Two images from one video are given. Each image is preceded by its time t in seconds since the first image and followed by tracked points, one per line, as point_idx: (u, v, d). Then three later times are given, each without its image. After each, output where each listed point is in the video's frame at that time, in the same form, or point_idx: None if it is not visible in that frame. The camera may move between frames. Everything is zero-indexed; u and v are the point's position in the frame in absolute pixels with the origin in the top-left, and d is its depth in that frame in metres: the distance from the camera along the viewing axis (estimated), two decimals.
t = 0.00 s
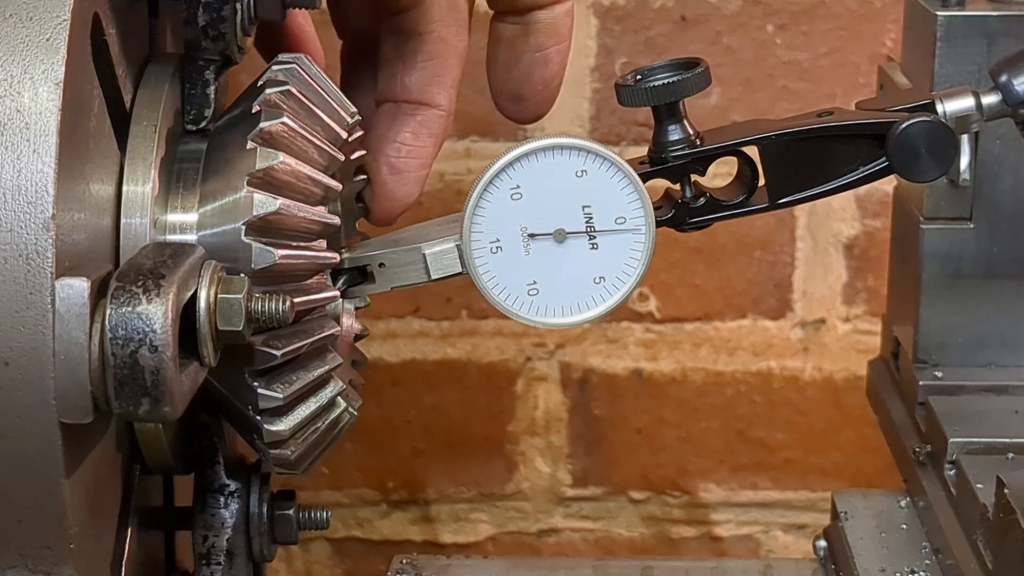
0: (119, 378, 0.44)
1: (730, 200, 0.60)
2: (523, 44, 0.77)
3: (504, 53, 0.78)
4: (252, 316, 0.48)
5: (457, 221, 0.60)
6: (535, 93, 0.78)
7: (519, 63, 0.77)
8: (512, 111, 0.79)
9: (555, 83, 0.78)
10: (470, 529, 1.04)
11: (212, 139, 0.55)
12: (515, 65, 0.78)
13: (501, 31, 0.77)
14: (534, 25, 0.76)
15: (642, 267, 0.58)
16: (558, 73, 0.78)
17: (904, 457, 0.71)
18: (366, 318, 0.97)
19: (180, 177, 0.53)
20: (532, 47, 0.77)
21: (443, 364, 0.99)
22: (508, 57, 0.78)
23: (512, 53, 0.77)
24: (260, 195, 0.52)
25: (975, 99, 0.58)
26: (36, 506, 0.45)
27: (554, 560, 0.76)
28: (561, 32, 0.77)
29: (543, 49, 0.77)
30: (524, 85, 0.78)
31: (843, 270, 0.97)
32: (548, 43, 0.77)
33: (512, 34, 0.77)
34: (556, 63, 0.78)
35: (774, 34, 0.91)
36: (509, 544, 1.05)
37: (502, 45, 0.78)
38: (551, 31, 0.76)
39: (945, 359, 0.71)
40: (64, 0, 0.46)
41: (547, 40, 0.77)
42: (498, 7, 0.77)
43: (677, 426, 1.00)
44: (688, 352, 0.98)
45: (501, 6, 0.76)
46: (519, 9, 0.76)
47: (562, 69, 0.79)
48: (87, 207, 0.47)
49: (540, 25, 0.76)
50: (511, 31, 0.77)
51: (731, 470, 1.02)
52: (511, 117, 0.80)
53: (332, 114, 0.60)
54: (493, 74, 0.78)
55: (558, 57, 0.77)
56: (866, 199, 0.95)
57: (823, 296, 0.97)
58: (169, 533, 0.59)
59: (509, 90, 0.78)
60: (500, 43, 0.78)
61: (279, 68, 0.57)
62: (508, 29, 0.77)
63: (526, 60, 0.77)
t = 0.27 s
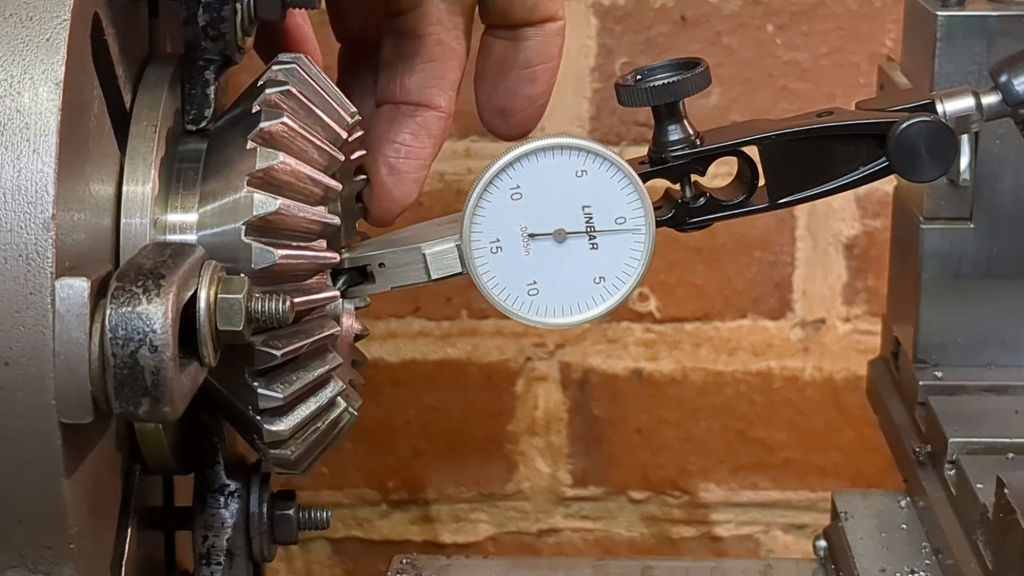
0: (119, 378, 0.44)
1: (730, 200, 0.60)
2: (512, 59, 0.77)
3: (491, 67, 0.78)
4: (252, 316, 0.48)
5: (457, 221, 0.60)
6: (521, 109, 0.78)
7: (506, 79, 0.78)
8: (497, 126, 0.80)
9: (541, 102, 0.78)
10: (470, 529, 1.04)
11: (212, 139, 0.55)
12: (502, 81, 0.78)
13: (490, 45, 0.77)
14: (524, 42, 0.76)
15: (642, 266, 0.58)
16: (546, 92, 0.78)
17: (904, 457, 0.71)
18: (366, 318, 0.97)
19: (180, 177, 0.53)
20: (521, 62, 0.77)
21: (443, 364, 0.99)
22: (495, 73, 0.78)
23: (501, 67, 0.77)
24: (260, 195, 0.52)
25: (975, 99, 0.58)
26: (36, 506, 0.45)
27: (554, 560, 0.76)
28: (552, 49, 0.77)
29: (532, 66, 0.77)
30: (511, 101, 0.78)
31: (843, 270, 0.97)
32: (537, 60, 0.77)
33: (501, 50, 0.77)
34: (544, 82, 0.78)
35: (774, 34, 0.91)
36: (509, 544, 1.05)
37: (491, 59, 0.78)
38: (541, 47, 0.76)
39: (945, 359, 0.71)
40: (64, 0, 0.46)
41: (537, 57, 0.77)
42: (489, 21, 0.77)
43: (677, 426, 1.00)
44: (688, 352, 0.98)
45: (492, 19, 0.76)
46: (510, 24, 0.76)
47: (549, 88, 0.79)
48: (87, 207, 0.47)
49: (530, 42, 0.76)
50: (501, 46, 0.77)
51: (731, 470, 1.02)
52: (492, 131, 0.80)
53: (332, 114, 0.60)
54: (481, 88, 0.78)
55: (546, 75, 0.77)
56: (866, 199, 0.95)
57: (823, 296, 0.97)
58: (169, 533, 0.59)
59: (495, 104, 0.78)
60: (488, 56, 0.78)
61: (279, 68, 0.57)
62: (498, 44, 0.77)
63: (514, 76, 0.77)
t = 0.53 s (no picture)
0: (119, 378, 0.44)
1: (730, 200, 0.60)
2: (505, 66, 0.77)
3: (484, 74, 0.78)
4: (252, 317, 0.48)
5: (457, 221, 0.60)
6: (512, 117, 0.78)
7: (498, 86, 0.78)
8: (487, 134, 0.79)
9: (531, 110, 0.78)
10: (470, 529, 1.04)
11: (212, 139, 0.55)
12: (494, 88, 0.78)
13: (484, 51, 0.78)
14: (517, 49, 0.76)
15: (642, 267, 0.58)
16: (537, 99, 0.78)
17: (904, 457, 0.71)
18: (365, 318, 0.97)
19: (180, 177, 0.53)
20: (514, 69, 0.77)
21: (443, 364, 0.99)
22: (487, 79, 0.78)
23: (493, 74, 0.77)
24: (260, 195, 0.52)
25: (975, 99, 0.58)
26: (36, 506, 0.45)
27: (554, 560, 0.76)
28: (544, 57, 0.77)
29: (524, 73, 0.77)
30: (502, 108, 0.78)
31: (843, 270, 0.97)
32: (529, 68, 0.77)
33: (494, 56, 0.77)
34: (535, 89, 0.78)
35: (774, 34, 0.91)
36: (509, 544, 1.05)
37: (484, 65, 0.78)
38: (533, 54, 0.76)
39: (945, 359, 0.71)
40: (64, 0, 0.46)
41: (529, 64, 0.77)
42: (483, 27, 0.77)
43: (677, 426, 1.00)
44: (688, 352, 0.98)
45: (486, 26, 0.77)
46: (503, 30, 0.76)
47: (541, 97, 0.79)
48: (87, 207, 0.47)
49: (523, 50, 0.76)
50: (494, 52, 0.77)
51: (731, 470, 1.02)
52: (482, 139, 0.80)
53: (332, 114, 0.60)
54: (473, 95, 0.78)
55: (538, 83, 0.77)
56: (866, 199, 0.95)
57: (823, 296, 0.97)
58: (169, 533, 0.58)
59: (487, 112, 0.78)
60: (481, 62, 0.78)
61: (279, 68, 0.57)
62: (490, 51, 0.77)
63: (506, 83, 0.77)
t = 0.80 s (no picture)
0: (119, 378, 0.44)
1: (730, 200, 0.60)
2: (506, 63, 0.77)
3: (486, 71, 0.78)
4: (252, 317, 0.48)
5: (457, 221, 0.60)
6: (515, 113, 0.78)
7: (501, 83, 0.77)
8: (491, 131, 0.79)
9: (535, 106, 0.78)
10: (470, 529, 1.04)
11: (212, 139, 0.55)
12: (496, 85, 0.78)
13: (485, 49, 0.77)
14: (518, 46, 0.76)
15: (642, 267, 0.58)
16: (540, 95, 0.78)
17: (903, 457, 0.71)
18: (366, 318, 0.97)
19: (181, 177, 0.53)
20: (515, 66, 0.77)
21: (442, 364, 0.99)
22: (490, 77, 0.78)
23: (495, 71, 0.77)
24: (260, 195, 0.52)
25: (975, 99, 0.58)
26: (36, 506, 0.45)
27: (554, 560, 0.76)
28: (546, 54, 0.77)
29: (526, 70, 0.77)
30: (505, 105, 0.78)
31: (843, 270, 0.97)
32: (531, 64, 0.77)
33: (495, 53, 0.77)
34: (537, 85, 0.77)
35: (774, 34, 0.91)
36: (509, 544, 1.05)
37: (486, 62, 0.78)
38: (534, 50, 0.76)
39: (945, 359, 0.71)
40: (64, 0, 0.46)
41: (531, 60, 0.77)
42: (482, 25, 0.77)
43: (677, 426, 1.00)
44: (688, 352, 0.98)
45: (487, 23, 0.76)
46: (503, 28, 0.76)
47: (544, 93, 0.78)
48: (87, 207, 0.47)
49: (524, 46, 0.76)
50: (496, 49, 0.77)
51: (731, 470, 1.02)
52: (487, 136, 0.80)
53: (332, 114, 0.60)
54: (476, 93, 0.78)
55: (540, 79, 0.77)
56: (866, 199, 0.95)
57: (824, 296, 0.97)
58: (169, 533, 0.58)
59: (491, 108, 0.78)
60: (483, 60, 0.78)
61: (279, 68, 0.57)
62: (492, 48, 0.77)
63: (508, 79, 0.77)
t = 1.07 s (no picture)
0: (119, 378, 0.44)
1: (730, 200, 0.60)
2: (526, 41, 0.77)
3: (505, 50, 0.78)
4: (252, 316, 0.48)
5: (457, 221, 0.60)
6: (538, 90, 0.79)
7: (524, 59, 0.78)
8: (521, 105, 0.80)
9: (557, 82, 0.78)
10: (470, 529, 1.04)
11: (212, 139, 0.55)
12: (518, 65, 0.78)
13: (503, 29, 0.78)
14: (536, 23, 0.77)
15: (642, 267, 0.58)
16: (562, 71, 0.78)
17: (903, 457, 0.71)
18: (366, 318, 0.97)
19: (181, 177, 0.53)
20: (534, 44, 0.77)
21: (442, 364, 0.99)
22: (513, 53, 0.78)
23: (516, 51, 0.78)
24: (260, 195, 0.52)
25: (975, 99, 0.58)
26: (36, 506, 0.45)
27: (554, 561, 0.76)
28: (565, 29, 0.77)
29: (548, 46, 0.77)
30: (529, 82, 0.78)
31: (843, 270, 0.97)
32: (552, 39, 0.77)
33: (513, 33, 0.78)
34: (558, 62, 0.78)
35: (774, 34, 0.91)
36: (509, 544, 1.05)
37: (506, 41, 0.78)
38: (554, 28, 0.76)
39: (945, 359, 0.71)
40: (64, 0, 0.46)
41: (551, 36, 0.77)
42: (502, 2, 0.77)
43: (677, 426, 1.00)
44: (688, 352, 0.98)
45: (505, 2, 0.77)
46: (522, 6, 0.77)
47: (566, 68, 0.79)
48: (87, 207, 0.47)
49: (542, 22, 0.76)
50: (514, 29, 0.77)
51: (731, 470, 1.02)
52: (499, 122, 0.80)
53: (332, 114, 0.60)
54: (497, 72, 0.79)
55: (561, 54, 0.77)
56: (866, 199, 0.95)
57: (824, 296, 0.97)
58: (169, 533, 0.59)
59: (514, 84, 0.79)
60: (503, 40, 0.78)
61: (279, 68, 0.57)
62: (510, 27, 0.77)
63: (529, 57, 0.78)
